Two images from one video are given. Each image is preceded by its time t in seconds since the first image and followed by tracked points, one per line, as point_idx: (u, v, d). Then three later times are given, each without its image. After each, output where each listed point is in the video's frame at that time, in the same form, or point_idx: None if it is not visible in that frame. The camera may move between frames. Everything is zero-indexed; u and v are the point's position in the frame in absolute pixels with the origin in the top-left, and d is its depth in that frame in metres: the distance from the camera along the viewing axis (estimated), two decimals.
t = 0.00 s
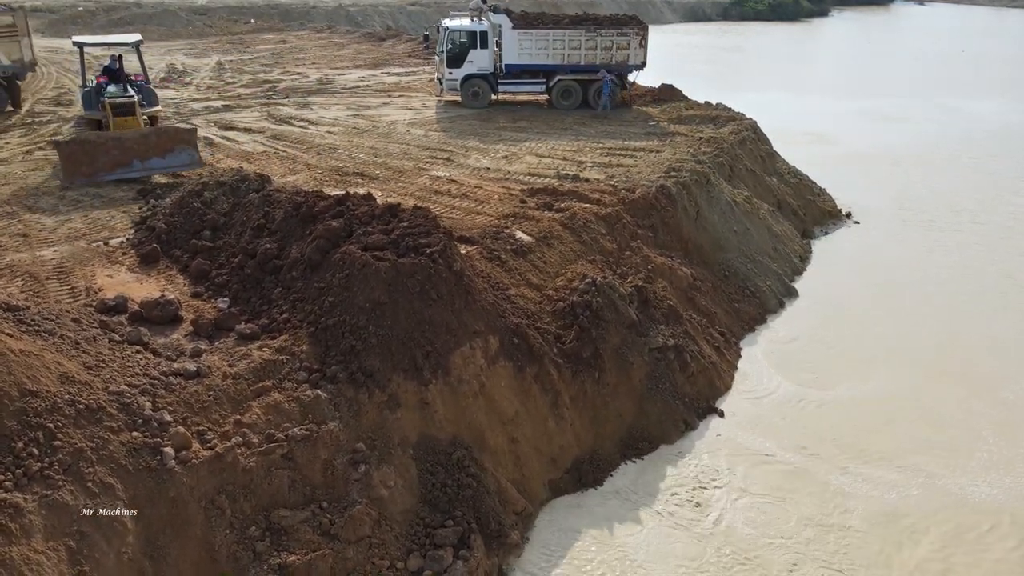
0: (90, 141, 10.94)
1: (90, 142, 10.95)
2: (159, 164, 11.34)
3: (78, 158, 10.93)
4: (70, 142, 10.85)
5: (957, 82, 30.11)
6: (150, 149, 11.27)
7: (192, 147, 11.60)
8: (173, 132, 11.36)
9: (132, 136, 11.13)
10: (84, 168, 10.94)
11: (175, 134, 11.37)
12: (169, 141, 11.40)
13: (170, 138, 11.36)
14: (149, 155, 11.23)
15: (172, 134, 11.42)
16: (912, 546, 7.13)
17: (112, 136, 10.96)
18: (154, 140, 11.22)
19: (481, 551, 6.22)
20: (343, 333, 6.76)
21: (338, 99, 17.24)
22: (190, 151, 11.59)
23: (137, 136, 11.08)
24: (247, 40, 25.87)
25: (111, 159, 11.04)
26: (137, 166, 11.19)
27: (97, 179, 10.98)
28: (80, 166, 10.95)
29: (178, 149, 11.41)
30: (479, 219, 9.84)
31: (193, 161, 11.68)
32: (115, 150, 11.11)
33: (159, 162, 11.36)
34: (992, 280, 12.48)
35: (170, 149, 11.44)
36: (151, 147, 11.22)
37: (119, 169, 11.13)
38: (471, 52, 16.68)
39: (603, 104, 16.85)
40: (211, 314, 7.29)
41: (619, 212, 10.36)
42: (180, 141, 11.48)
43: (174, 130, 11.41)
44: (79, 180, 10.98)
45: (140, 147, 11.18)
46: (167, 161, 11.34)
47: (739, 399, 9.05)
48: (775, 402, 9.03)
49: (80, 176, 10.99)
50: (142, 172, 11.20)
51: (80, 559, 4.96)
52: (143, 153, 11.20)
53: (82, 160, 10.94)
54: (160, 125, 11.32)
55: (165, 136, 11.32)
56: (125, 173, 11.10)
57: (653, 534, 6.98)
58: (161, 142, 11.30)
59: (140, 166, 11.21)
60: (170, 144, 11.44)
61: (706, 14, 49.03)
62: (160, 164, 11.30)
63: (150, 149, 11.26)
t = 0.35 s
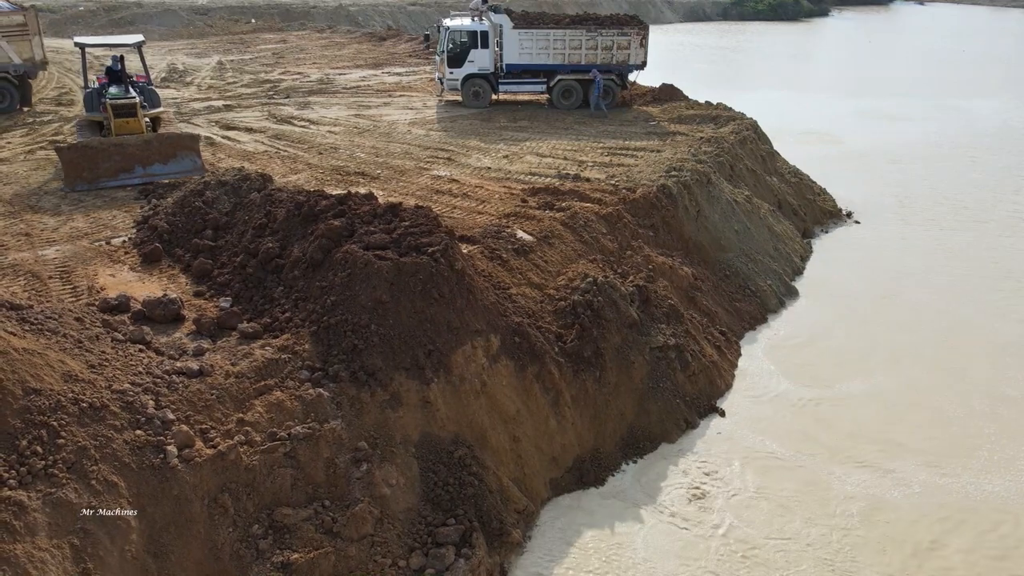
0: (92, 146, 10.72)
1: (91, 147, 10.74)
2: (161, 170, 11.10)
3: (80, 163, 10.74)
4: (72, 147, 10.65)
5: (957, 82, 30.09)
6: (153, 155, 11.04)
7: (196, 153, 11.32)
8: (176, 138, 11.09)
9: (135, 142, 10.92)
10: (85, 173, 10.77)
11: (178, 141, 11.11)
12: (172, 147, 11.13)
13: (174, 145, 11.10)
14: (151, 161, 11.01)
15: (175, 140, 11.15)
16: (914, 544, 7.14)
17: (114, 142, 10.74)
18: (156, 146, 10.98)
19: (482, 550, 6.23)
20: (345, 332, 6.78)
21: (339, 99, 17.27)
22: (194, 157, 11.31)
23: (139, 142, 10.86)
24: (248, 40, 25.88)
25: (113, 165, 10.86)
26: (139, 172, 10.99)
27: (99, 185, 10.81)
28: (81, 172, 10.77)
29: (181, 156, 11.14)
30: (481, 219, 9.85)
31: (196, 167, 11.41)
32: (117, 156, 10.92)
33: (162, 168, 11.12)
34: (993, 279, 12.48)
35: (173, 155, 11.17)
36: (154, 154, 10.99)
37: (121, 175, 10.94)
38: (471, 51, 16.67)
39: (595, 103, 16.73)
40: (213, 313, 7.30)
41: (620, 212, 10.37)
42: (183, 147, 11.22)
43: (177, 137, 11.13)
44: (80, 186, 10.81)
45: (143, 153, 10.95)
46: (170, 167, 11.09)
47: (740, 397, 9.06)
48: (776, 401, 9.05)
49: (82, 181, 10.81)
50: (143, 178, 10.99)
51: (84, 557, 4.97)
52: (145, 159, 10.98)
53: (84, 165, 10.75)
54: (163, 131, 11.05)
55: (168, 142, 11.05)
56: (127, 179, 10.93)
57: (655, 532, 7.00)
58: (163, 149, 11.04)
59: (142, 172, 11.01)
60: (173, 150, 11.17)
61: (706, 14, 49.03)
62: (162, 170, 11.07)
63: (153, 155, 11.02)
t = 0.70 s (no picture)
0: (95, 148, 10.64)
1: (95, 149, 10.65)
2: (165, 173, 11.00)
3: (82, 165, 10.67)
4: (75, 149, 10.56)
5: (957, 82, 30.10)
6: (156, 158, 10.93)
7: (201, 157, 11.18)
8: (181, 142, 10.94)
9: (139, 145, 10.81)
10: (87, 176, 10.69)
11: (182, 145, 10.96)
12: (176, 151, 10.99)
13: (178, 149, 10.96)
14: (155, 165, 10.91)
15: (180, 144, 10.99)
16: (914, 543, 7.16)
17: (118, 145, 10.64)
18: (161, 150, 10.86)
19: (484, 549, 6.25)
20: (347, 332, 6.80)
21: (340, 99, 17.30)
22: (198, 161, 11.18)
23: (143, 146, 10.75)
24: (248, 40, 25.91)
25: (116, 168, 10.79)
26: (142, 175, 10.92)
27: (102, 187, 10.76)
28: (83, 173, 10.70)
29: (186, 161, 11.02)
30: (482, 219, 9.87)
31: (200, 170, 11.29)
32: (120, 158, 10.83)
33: (165, 172, 11.02)
34: (993, 279, 12.49)
35: (178, 158, 11.04)
36: (158, 158, 10.88)
37: (123, 178, 10.86)
38: (472, 52, 16.69)
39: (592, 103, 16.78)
40: (215, 313, 7.33)
41: (621, 212, 10.39)
42: (188, 151, 11.09)
43: (182, 140, 10.97)
44: (83, 188, 10.76)
45: (147, 156, 10.85)
46: (173, 171, 10.98)
47: (741, 397, 9.08)
48: (777, 400, 9.07)
49: (85, 183, 10.76)
50: (146, 182, 10.92)
51: (89, 556, 4.99)
52: (149, 162, 10.89)
53: (86, 167, 10.68)
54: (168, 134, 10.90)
55: (172, 146, 10.91)
56: (130, 182, 10.87)
57: (656, 532, 7.02)
58: (168, 152, 10.91)
59: (145, 176, 10.92)
60: (177, 154, 11.04)
61: (706, 15, 49.05)
62: (166, 174, 10.97)
63: (157, 158, 10.91)
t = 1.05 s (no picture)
0: (98, 157, 10.43)
1: (98, 158, 10.44)
2: (168, 182, 10.82)
3: (85, 174, 10.44)
4: (77, 158, 10.33)
5: (958, 82, 30.08)
6: (160, 167, 10.74)
7: (204, 166, 11.04)
8: (184, 151, 10.78)
9: (142, 153, 10.61)
10: (90, 186, 10.46)
11: (186, 153, 10.80)
12: (180, 160, 10.83)
13: (181, 158, 10.80)
14: (158, 174, 10.72)
15: (183, 153, 10.83)
16: (916, 544, 7.18)
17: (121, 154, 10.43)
18: (164, 159, 10.68)
19: (487, 550, 6.27)
20: (350, 334, 6.81)
21: (341, 100, 17.31)
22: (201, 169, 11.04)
23: (147, 155, 10.57)
24: (249, 41, 25.91)
25: (118, 177, 10.58)
26: (145, 184, 10.72)
27: (104, 198, 10.54)
28: (86, 184, 10.46)
29: (189, 170, 10.86)
30: (484, 221, 9.89)
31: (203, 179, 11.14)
32: (123, 167, 10.62)
33: (168, 181, 10.84)
34: (994, 279, 12.51)
35: (181, 167, 10.88)
36: (162, 167, 10.71)
37: (126, 187, 10.65)
38: (473, 53, 16.70)
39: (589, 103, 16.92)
40: (219, 315, 7.34)
41: (623, 213, 10.41)
42: (191, 160, 10.92)
43: (186, 149, 10.82)
44: (85, 198, 10.52)
45: (150, 165, 10.67)
46: (177, 180, 10.81)
47: (743, 398, 9.10)
48: (778, 401, 9.09)
49: (86, 193, 10.52)
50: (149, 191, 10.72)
51: (94, 557, 5.01)
52: (152, 172, 10.69)
53: (89, 177, 10.45)
54: (171, 143, 10.73)
55: (176, 156, 10.76)
56: (133, 192, 10.67)
57: (659, 533, 7.03)
58: (171, 161, 10.75)
59: (148, 185, 10.72)
60: (180, 163, 10.87)
61: (706, 15, 49.04)
62: (169, 184, 10.80)
63: (160, 167, 10.73)
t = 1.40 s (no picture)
0: (101, 162, 10.36)
1: (100, 164, 10.37)
2: (169, 187, 10.76)
3: (86, 179, 10.35)
4: (79, 163, 10.25)
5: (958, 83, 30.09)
6: (162, 172, 10.68)
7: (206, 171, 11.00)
8: (187, 156, 10.73)
9: (145, 159, 10.54)
10: (91, 191, 10.37)
11: (189, 158, 10.75)
12: (182, 165, 10.78)
13: (184, 163, 10.75)
14: (160, 179, 10.67)
15: (185, 158, 10.77)
16: (918, 544, 7.18)
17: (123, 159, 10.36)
18: (166, 164, 10.63)
19: (490, 552, 6.28)
20: (353, 335, 6.82)
21: (342, 101, 17.31)
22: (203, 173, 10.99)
23: (149, 160, 10.50)
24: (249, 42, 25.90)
25: (121, 183, 10.50)
26: (147, 190, 10.65)
27: (106, 204, 10.45)
28: (88, 189, 10.36)
29: (192, 175, 10.81)
30: (486, 222, 9.91)
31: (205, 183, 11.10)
32: (124, 172, 10.55)
33: (170, 186, 10.79)
34: (994, 279, 12.53)
35: (183, 172, 10.83)
36: (164, 172, 10.66)
37: (128, 193, 10.58)
38: (474, 54, 16.71)
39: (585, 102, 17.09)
40: (221, 316, 7.36)
41: (624, 214, 10.42)
42: (194, 165, 10.87)
43: (188, 154, 10.77)
44: (86, 204, 10.42)
45: (152, 170, 10.61)
46: (180, 186, 10.76)
47: (744, 400, 9.10)
48: (780, 402, 9.09)
49: (88, 199, 10.42)
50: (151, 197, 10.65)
51: (98, 559, 5.02)
52: (155, 177, 10.64)
53: (91, 183, 10.37)
54: (174, 148, 10.67)
55: (178, 161, 10.70)
56: (135, 198, 10.59)
57: (661, 534, 7.04)
58: (173, 166, 10.69)
59: (150, 190, 10.66)
60: (183, 168, 10.82)
61: (706, 15, 49.03)
62: (171, 189, 10.74)
63: (162, 173, 10.67)
